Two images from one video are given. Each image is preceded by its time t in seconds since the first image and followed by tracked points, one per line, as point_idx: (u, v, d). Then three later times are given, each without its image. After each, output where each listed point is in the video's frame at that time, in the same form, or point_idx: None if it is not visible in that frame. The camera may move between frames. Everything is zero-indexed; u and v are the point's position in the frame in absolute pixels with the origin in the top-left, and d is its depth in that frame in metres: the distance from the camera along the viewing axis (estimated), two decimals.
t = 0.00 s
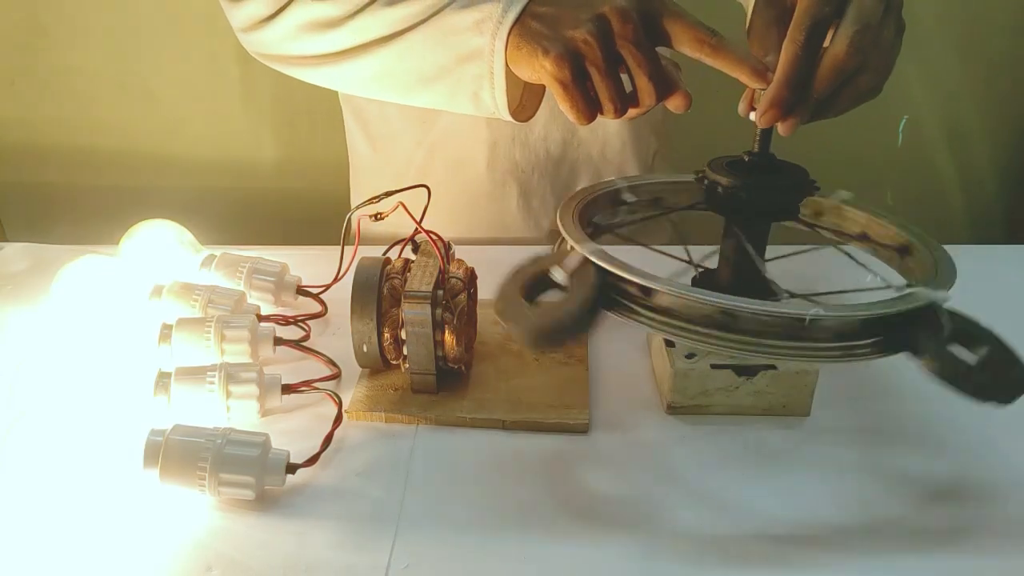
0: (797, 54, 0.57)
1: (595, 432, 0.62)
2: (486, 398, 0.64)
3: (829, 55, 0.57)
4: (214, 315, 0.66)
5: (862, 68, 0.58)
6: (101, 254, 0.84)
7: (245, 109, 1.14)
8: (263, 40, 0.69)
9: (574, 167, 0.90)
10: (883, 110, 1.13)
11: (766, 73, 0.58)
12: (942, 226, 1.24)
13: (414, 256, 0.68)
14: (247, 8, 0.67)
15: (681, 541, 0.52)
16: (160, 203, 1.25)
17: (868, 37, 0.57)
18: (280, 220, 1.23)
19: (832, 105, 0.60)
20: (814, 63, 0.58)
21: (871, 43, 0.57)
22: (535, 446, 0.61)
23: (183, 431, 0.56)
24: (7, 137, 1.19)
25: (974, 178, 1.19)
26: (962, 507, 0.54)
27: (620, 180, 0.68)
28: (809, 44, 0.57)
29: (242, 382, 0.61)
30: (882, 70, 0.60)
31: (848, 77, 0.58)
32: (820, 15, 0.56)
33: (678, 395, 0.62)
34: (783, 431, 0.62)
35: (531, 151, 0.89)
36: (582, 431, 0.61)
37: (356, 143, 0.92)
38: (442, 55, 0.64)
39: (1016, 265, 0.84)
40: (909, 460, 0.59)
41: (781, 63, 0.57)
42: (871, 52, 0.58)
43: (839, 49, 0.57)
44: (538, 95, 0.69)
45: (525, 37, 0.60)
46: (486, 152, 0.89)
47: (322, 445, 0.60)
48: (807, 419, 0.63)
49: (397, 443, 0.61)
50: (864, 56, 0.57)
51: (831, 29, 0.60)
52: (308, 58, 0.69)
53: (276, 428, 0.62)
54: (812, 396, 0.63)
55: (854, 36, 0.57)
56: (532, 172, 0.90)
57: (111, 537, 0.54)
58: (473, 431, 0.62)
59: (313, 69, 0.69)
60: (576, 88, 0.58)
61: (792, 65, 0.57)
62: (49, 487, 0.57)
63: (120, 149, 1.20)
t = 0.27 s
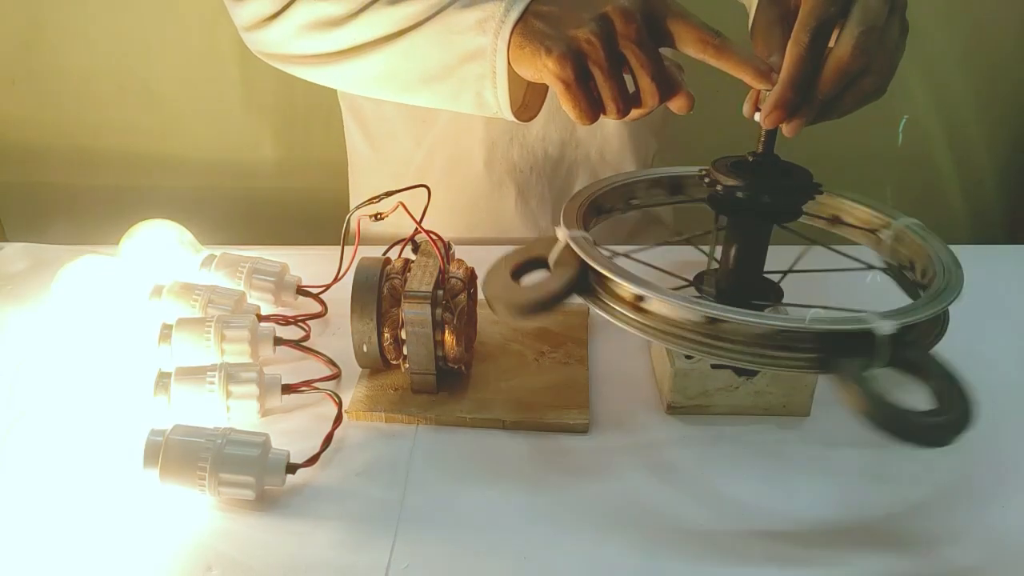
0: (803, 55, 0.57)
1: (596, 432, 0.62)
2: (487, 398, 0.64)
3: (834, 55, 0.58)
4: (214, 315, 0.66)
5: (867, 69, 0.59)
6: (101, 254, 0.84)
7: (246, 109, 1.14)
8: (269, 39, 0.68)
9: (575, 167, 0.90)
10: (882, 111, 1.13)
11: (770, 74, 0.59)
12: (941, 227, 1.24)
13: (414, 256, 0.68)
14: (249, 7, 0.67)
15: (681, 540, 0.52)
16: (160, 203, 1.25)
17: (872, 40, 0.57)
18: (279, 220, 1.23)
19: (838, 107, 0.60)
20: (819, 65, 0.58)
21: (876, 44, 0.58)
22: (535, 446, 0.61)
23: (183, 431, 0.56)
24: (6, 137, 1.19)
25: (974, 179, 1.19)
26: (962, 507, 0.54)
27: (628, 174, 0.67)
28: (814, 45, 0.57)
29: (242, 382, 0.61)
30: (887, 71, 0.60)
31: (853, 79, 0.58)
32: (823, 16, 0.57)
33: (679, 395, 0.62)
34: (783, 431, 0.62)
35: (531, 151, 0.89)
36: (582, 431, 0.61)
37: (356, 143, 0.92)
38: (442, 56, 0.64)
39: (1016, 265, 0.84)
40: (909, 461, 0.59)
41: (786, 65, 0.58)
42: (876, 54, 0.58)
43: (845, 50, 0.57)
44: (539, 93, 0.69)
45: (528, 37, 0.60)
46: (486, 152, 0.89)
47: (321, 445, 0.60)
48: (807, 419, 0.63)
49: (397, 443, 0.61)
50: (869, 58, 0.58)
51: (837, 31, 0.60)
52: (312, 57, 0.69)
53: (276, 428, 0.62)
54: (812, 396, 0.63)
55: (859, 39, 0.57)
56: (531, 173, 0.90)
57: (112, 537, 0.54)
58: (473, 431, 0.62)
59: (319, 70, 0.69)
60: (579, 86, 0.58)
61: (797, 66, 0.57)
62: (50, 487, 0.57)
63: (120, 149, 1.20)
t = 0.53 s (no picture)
0: (789, 57, 0.57)
1: (595, 432, 0.62)
2: (486, 398, 0.64)
3: (821, 59, 0.58)
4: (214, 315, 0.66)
5: (854, 71, 0.59)
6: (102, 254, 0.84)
7: (244, 109, 1.14)
8: (257, 35, 0.68)
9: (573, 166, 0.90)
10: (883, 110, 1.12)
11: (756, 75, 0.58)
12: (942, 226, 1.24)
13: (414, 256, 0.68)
14: (242, 4, 0.67)
15: (679, 541, 0.52)
16: (160, 203, 1.25)
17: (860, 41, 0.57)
18: (279, 220, 1.23)
19: (825, 108, 0.60)
20: (806, 67, 0.58)
21: (864, 46, 0.58)
22: (535, 446, 0.61)
23: (183, 431, 0.56)
24: (6, 138, 1.20)
25: (974, 178, 1.19)
26: (961, 507, 0.54)
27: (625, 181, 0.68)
28: (801, 47, 0.57)
29: (242, 382, 0.61)
30: (875, 73, 0.60)
31: (841, 81, 0.58)
32: (811, 17, 0.58)
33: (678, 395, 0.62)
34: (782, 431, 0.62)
35: (531, 151, 0.88)
36: (581, 431, 0.61)
37: (355, 143, 0.92)
38: (440, 57, 0.64)
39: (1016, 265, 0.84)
40: (909, 461, 0.58)
41: (773, 67, 0.58)
42: (864, 56, 0.58)
43: (831, 52, 0.57)
44: (527, 94, 0.69)
45: (511, 37, 0.60)
46: (486, 152, 0.89)
47: (321, 445, 0.60)
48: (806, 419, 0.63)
49: (398, 443, 0.61)
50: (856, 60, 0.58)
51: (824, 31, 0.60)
52: (304, 55, 0.69)
53: (276, 429, 0.62)
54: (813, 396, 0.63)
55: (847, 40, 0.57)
56: (531, 172, 0.90)
57: (112, 537, 0.54)
58: (472, 432, 0.62)
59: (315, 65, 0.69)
60: (561, 88, 0.58)
61: (784, 67, 0.57)
62: (50, 487, 0.57)
63: (120, 149, 1.20)
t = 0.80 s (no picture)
0: (799, 56, 0.57)
1: (595, 432, 0.62)
2: (486, 398, 0.64)
3: (830, 58, 0.58)
4: (214, 315, 0.66)
5: (863, 73, 0.59)
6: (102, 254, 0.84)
7: (245, 110, 1.14)
8: (271, 43, 0.69)
9: (574, 167, 0.90)
10: (882, 110, 1.13)
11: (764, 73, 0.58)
12: (942, 226, 1.24)
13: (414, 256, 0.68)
14: (255, 12, 0.68)
15: (680, 540, 0.52)
16: (160, 203, 1.25)
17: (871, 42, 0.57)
18: (279, 220, 1.23)
19: (833, 109, 0.60)
20: (816, 66, 0.58)
21: (873, 48, 0.58)
22: (535, 446, 0.61)
23: (183, 431, 0.56)
24: (6, 138, 1.19)
25: (973, 179, 1.19)
26: (961, 507, 0.54)
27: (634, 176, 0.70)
28: (812, 46, 0.57)
29: (242, 382, 0.61)
30: (884, 76, 0.60)
31: (850, 82, 0.58)
32: (822, 17, 0.58)
33: (678, 395, 0.62)
34: (782, 431, 0.62)
35: (530, 152, 0.89)
36: (582, 432, 0.61)
37: (356, 144, 0.92)
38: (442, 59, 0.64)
39: (1016, 265, 0.84)
40: (909, 460, 0.59)
41: (782, 66, 0.58)
42: (873, 58, 0.58)
43: (841, 52, 0.57)
44: (539, 95, 0.69)
45: (524, 39, 0.60)
46: (485, 152, 0.89)
47: (321, 445, 0.60)
48: (806, 419, 0.63)
49: (397, 444, 0.61)
50: (866, 61, 0.58)
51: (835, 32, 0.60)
52: (316, 61, 0.69)
53: (276, 428, 0.62)
54: (812, 396, 0.63)
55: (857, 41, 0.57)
56: (530, 173, 0.90)
57: (112, 537, 0.54)
58: (473, 431, 0.62)
59: (319, 74, 0.69)
60: (575, 89, 0.58)
61: (793, 66, 0.57)
62: (50, 487, 0.57)
63: (120, 149, 1.20)
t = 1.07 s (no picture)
0: (803, 59, 0.57)
1: (595, 432, 0.62)
2: (486, 398, 0.64)
3: (833, 61, 0.58)
4: (214, 315, 0.66)
5: (864, 77, 0.59)
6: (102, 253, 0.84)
7: (245, 110, 1.14)
8: (271, 40, 0.69)
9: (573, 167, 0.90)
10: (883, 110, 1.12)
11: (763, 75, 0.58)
12: (942, 226, 1.24)
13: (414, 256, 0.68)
14: (254, 10, 0.68)
15: (680, 541, 0.52)
16: (160, 203, 1.25)
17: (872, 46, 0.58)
18: (279, 219, 1.23)
19: (834, 112, 0.60)
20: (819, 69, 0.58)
21: (875, 51, 0.58)
22: (535, 445, 0.61)
23: (183, 431, 0.56)
24: (7, 138, 1.20)
25: (974, 179, 1.19)
26: (960, 507, 0.54)
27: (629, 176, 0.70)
28: (816, 48, 0.57)
29: (242, 382, 0.61)
30: (884, 79, 0.61)
31: (851, 86, 0.59)
32: (826, 19, 0.58)
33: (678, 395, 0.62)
34: (782, 432, 0.62)
35: (530, 152, 0.89)
36: (582, 432, 0.61)
37: (355, 144, 0.92)
38: (441, 60, 0.64)
39: (1016, 266, 0.84)
40: (909, 461, 0.59)
41: (786, 68, 0.58)
42: (874, 61, 0.59)
43: (844, 55, 0.58)
44: (534, 96, 0.69)
45: (519, 44, 0.60)
46: (486, 152, 0.89)
47: (321, 445, 0.60)
48: (807, 419, 0.63)
49: (397, 443, 0.61)
50: (867, 64, 0.58)
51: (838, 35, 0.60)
52: (317, 60, 0.69)
53: (276, 428, 0.62)
54: (812, 396, 0.63)
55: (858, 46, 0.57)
56: (531, 173, 0.90)
57: (112, 536, 0.54)
58: (473, 431, 0.62)
59: (321, 70, 0.69)
60: (570, 95, 0.58)
61: (797, 68, 0.57)
62: (50, 487, 0.57)
63: (120, 149, 1.20)
